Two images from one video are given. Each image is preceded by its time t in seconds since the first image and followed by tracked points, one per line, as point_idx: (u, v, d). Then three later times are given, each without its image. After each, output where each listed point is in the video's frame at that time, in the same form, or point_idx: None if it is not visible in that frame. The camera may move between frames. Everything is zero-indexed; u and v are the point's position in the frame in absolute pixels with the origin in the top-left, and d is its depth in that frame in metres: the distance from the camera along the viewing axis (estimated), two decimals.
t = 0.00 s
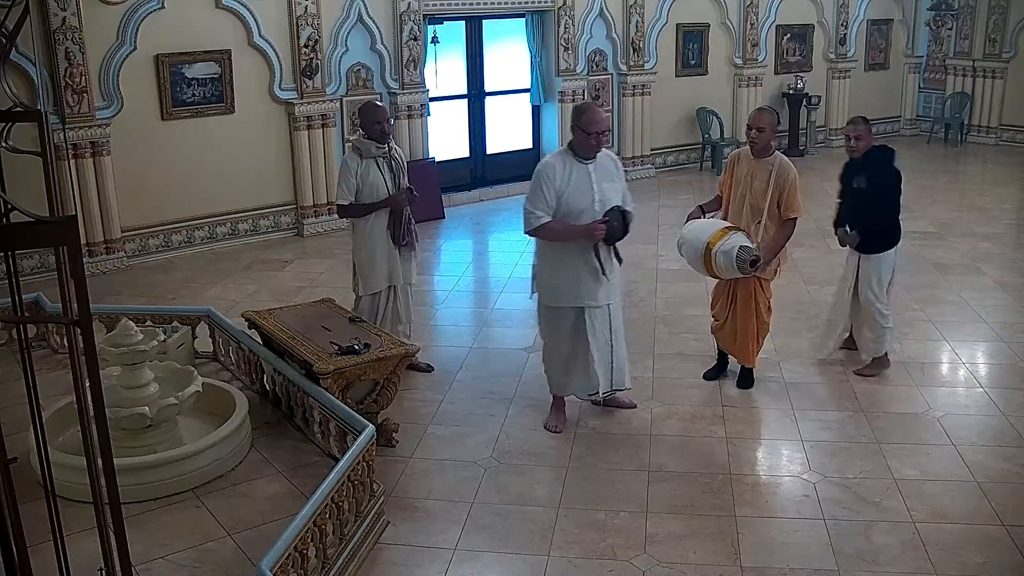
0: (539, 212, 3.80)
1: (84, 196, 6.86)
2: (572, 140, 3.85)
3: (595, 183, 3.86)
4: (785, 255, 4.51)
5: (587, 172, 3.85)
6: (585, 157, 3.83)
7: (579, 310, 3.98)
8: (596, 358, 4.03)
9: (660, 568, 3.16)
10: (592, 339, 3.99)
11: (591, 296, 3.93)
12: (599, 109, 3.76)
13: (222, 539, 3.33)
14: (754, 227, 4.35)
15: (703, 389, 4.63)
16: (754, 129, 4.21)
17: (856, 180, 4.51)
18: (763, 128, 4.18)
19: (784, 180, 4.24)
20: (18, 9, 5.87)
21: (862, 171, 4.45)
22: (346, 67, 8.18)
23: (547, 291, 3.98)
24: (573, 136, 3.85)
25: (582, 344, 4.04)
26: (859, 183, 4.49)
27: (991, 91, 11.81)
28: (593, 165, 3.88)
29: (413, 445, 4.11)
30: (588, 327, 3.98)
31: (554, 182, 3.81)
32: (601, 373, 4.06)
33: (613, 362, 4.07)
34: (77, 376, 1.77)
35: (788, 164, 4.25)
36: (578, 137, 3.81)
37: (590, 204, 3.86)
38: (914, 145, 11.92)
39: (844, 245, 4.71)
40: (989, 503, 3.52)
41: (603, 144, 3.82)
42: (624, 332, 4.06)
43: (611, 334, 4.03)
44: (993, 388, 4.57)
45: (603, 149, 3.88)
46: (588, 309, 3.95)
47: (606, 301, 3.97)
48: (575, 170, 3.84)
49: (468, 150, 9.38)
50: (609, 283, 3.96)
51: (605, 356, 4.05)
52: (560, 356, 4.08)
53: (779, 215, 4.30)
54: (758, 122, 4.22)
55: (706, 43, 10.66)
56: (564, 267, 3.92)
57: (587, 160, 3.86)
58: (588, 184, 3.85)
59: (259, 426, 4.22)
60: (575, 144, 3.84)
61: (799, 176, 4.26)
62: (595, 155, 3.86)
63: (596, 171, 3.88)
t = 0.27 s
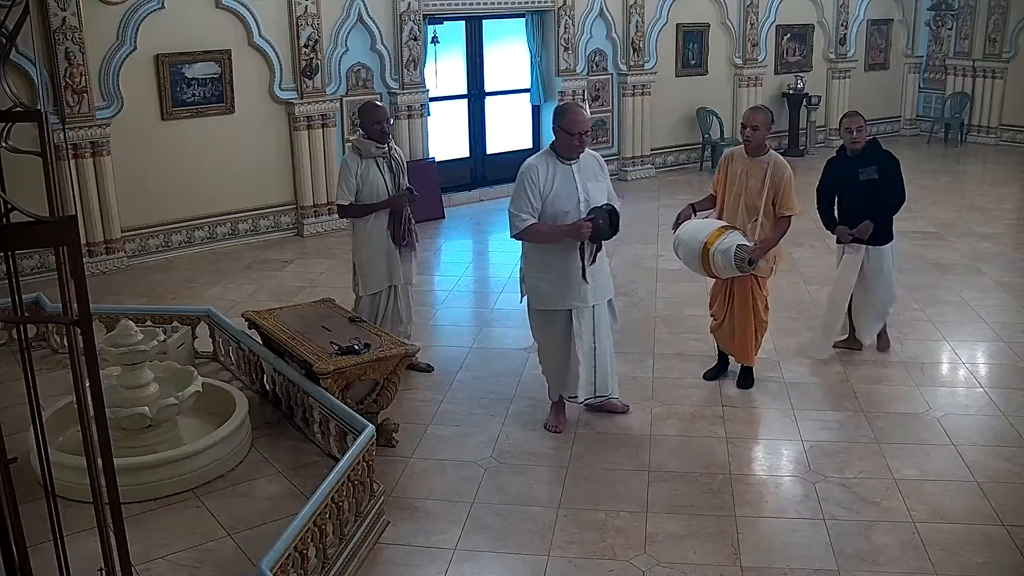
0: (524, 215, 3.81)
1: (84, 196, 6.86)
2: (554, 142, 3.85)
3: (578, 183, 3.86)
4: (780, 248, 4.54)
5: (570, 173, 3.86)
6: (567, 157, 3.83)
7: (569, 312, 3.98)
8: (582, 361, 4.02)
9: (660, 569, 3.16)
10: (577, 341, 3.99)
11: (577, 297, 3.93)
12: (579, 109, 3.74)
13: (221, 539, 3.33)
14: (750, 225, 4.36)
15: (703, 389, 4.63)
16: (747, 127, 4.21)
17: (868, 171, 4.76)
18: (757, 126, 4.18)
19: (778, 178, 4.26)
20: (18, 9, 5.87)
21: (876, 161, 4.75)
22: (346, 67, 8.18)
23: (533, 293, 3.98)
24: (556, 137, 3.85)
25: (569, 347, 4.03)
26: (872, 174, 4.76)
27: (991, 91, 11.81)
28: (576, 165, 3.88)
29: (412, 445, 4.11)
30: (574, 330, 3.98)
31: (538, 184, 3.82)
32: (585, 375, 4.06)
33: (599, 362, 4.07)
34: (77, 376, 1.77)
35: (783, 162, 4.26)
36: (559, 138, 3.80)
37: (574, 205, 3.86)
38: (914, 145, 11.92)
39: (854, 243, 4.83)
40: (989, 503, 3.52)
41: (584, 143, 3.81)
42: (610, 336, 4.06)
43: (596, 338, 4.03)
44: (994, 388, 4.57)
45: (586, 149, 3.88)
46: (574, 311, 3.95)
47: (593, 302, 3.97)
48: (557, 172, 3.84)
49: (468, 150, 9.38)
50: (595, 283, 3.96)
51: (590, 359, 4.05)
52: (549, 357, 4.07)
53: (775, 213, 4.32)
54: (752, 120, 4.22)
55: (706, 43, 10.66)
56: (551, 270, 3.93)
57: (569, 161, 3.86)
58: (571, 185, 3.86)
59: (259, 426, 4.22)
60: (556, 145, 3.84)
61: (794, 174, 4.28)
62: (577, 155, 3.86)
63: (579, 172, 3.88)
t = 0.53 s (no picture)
0: (524, 219, 3.79)
1: (84, 196, 6.86)
2: (549, 144, 3.85)
3: (576, 185, 3.87)
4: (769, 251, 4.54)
5: (566, 175, 3.86)
6: (563, 160, 3.84)
7: (568, 314, 3.97)
8: (578, 360, 4.02)
9: (660, 569, 3.16)
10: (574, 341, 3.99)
11: (576, 298, 3.92)
12: (574, 111, 3.74)
13: (221, 539, 3.34)
14: (745, 225, 4.41)
15: (703, 389, 4.63)
16: (740, 126, 4.24)
17: (880, 169, 4.82)
18: (751, 125, 4.21)
19: (771, 178, 4.32)
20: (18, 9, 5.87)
21: (888, 159, 4.82)
22: (346, 67, 8.18)
23: (531, 294, 3.97)
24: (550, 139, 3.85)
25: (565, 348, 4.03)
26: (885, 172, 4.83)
27: (991, 92, 11.81)
28: (572, 167, 3.88)
29: (412, 445, 4.11)
30: (573, 331, 3.98)
31: (536, 187, 3.81)
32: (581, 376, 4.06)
33: (597, 363, 4.07)
34: (77, 377, 1.77)
35: (774, 162, 4.32)
36: (555, 140, 3.80)
37: (573, 207, 3.86)
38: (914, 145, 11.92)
39: (868, 240, 4.92)
40: (989, 503, 3.52)
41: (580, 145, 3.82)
42: (607, 336, 4.06)
43: (592, 337, 4.02)
44: (994, 388, 4.57)
45: (581, 150, 3.88)
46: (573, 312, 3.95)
47: (592, 304, 3.97)
48: (555, 174, 3.84)
49: (468, 150, 9.38)
50: (595, 284, 3.95)
51: (584, 359, 4.04)
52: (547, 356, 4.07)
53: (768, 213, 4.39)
54: (744, 120, 4.25)
55: (706, 43, 10.65)
56: (546, 271, 3.92)
57: (565, 163, 3.86)
58: (569, 187, 3.86)
59: (259, 426, 4.22)
60: (552, 147, 3.84)
61: (785, 174, 4.35)
62: (572, 157, 3.85)
63: (575, 174, 3.88)
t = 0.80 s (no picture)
0: (531, 217, 3.80)
1: (84, 196, 6.86)
2: (556, 143, 3.85)
3: (582, 183, 3.87)
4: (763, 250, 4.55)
5: (572, 174, 3.86)
6: (569, 158, 3.84)
7: (574, 313, 3.97)
8: (584, 358, 4.02)
9: (660, 569, 3.16)
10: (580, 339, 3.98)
11: (583, 297, 3.92)
12: (580, 110, 3.75)
13: (221, 539, 3.34)
14: (741, 225, 4.41)
15: (703, 389, 4.63)
16: (733, 126, 4.25)
17: (887, 169, 4.81)
18: (743, 124, 4.23)
19: (765, 177, 4.33)
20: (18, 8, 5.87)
21: (897, 158, 4.81)
22: (346, 67, 8.18)
23: (537, 293, 3.97)
24: (555, 137, 3.85)
25: (570, 345, 4.03)
26: (893, 171, 4.82)
27: (991, 92, 11.81)
28: (578, 166, 3.89)
29: (412, 445, 4.11)
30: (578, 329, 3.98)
31: (543, 185, 3.81)
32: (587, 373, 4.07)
33: (601, 360, 4.08)
34: (77, 377, 1.77)
35: (768, 160, 4.32)
36: (561, 138, 3.80)
37: (579, 205, 3.86)
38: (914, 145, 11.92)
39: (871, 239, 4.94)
40: (989, 503, 3.52)
41: (587, 144, 3.83)
42: (612, 332, 4.07)
43: (598, 335, 4.03)
44: (994, 388, 4.57)
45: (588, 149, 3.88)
46: (580, 311, 3.94)
47: (599, 302, 3.97)
48: (561, 173, 3.84)
49: (468, 150, 9.38)
50: (600, 282, 3.96)
51: (590, 357, 4.05)
52: (551, 355, 4.07)
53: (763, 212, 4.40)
54: (736, 119, 4.25)
55: (706, 43, 10.66)
56: (551, 269, 3.92)
57: (572, 161, 3.86)
58: (575, 185, 3.86)
59: (259, 426, 4.22)
60: (559, 146, 3.84)
61: (779, 172, 4.36)
62: (578, 156, 3.86)
63: (582, 172, 3.88)
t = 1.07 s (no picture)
0: (553, 215, 3.79)
1: (84, 196, 6.86)
2: (575, 142, 3.85)
3: (602, 183, 3.87)
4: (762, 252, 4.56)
5: (592, 173, 3.86)
6: (589, 157, 3.84)
7: (587, 310, 3.97)
8: (595, 356, 4.02)
9: (660, 568, 3.16)
10: (593, 336, 3.99)
11: (598, 295, 3.93)
12: (599, 109, 3.76)
13: (221, 539, 3.33)
14: (737, 224, 4.41)
15: (703, 389, 4.63)
16: (727, 125, 4.25)
17: (887, 165, 4.96)
18: (737, 123, 4.23)
19: (761, 176, 4.33)
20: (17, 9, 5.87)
21: (896, 156, 4.96)
22: (346, 67, 8.18)
23: (552, 289, 3.96)
24: (574, 137, 3.85)
25: (582, 343, 4.03)
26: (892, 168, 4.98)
27: (991, 92, 11.81)
28: (597, 165, 3.89)
29: (412, 445, 4.11)
30: (590, 327, 3.98)
31: (564, 184, 3.81)
32: (598, 371, 4.06)
33: (613, 358, 4.08)
34: (77, 377, 1.77)
35: (763, 159, 4.33)
36: (581, 137, 3.80)
37: (599, 205, 3.86)
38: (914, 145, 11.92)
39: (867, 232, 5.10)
40: (989, 503, 3.52)
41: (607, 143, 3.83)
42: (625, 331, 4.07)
43: (611, 334, 4.03)
44: (993, 388, 4.57)
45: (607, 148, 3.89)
46: (594, 308, 3.95)
47: (614, 299, 3.98)
48: (581, 171, 3.84)
49: (468, 150, 9.38)
50: (616, 280, 3.97)
51: (602, 355, 4.05)
52: (563, 352, 4.08)
53: (759, 211, 4.40)
54: (729, 118, 4.26)
55: (706, 43, 10.66)
56: (568, 266, 3.91)
57: (591, 160, 3.87)
58: (595, 184, 3.86)
59: (259, 426, 4.22)
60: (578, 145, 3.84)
61: (774, 170, 4.36)
62: (597, 155, 3.86)
63: (601, 172, 3.89)
